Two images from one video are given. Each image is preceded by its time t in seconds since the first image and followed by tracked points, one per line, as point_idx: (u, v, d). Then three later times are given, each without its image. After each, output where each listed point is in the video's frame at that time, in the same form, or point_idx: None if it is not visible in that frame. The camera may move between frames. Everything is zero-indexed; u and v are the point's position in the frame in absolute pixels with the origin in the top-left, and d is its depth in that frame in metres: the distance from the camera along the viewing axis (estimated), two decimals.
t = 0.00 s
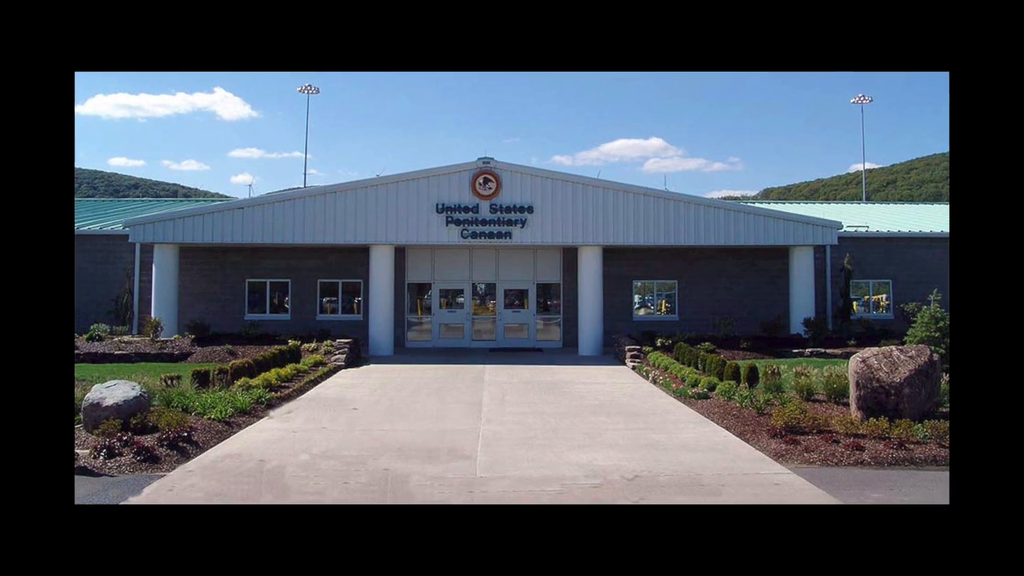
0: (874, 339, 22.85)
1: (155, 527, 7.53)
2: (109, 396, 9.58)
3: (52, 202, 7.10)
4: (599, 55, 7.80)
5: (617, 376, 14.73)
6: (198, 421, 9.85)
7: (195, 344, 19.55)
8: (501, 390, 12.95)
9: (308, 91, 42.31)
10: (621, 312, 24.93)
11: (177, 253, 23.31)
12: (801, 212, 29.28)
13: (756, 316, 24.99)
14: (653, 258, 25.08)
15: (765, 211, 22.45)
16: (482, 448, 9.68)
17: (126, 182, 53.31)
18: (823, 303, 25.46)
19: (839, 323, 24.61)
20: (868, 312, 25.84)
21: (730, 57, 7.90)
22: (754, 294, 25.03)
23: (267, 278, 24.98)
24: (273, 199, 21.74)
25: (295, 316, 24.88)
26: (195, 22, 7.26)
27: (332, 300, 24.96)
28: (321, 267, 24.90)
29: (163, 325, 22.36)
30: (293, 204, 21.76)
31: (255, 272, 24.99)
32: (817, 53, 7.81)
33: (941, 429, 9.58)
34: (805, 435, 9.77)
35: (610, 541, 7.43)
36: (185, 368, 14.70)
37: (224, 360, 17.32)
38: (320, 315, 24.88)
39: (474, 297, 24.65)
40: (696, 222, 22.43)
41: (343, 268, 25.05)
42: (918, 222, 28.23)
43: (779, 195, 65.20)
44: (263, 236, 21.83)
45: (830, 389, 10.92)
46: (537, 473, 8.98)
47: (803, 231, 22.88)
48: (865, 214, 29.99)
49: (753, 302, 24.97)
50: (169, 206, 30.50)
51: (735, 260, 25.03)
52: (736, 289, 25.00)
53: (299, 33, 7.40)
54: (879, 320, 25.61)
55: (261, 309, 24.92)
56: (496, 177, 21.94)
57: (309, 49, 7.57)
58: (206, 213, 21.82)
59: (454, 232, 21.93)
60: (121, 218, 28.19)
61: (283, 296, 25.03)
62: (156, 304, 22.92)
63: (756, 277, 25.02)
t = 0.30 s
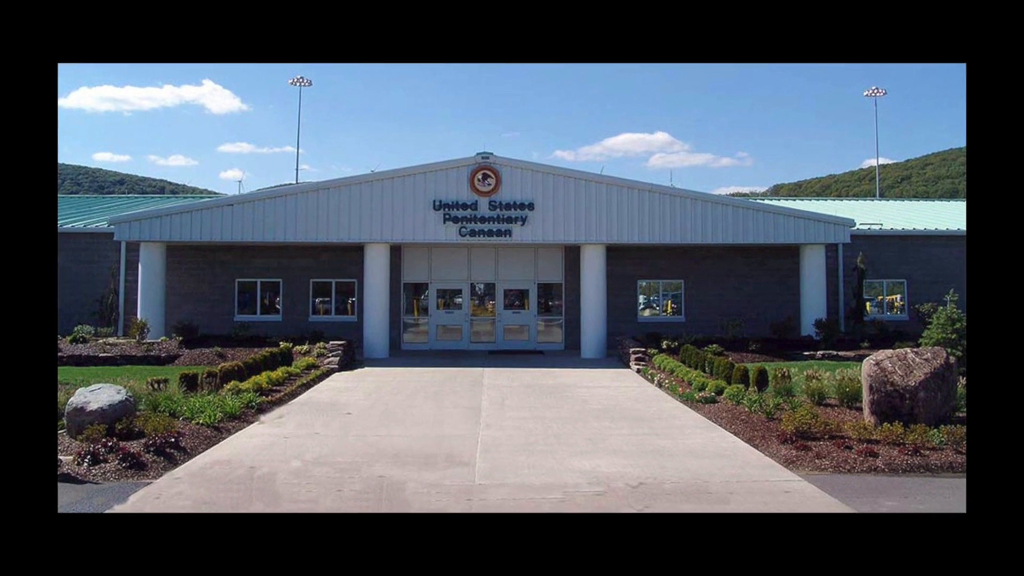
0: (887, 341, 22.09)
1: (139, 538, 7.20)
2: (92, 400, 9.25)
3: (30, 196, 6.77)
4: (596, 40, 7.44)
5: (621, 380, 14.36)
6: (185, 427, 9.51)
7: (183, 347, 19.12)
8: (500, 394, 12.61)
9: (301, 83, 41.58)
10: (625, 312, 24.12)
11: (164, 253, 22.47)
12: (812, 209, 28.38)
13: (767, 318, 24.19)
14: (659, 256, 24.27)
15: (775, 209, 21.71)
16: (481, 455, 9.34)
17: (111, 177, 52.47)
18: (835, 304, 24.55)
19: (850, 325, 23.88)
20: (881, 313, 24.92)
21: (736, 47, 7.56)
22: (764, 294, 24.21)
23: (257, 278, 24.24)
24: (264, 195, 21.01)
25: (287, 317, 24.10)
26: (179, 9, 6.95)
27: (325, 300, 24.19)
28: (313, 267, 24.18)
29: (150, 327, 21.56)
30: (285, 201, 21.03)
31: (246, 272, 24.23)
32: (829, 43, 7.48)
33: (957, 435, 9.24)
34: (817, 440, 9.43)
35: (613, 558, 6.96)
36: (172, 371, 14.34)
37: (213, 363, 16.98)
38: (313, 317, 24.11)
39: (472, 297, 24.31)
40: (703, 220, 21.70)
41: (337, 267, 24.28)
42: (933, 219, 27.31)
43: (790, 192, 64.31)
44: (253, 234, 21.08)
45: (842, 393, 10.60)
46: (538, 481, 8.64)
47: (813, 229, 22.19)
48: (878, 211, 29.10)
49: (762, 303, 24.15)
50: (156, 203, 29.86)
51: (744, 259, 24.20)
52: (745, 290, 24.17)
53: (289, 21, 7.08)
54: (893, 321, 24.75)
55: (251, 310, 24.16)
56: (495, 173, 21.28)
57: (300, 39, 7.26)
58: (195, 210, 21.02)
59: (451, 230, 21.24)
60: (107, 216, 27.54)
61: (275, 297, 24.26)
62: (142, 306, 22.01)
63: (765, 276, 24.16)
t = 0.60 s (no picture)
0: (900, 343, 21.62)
1: (122, 548, 6.89)
2: (77, 405, 8.96)
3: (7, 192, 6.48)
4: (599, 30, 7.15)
5: (624, 384, 14.02)
6: (173, 432, 9.21)
7: (170, 348, 18.80)
8: (500, 399, 12.28)
9: (295, 78, 41.02)
10: (628, 313, 23.61)
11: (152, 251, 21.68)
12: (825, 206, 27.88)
13: (776, 319, 23.74)
14: (665, 255, 23.77)
15: (786, 206, 21.00)
16: (480, 461, 9.03)
17: (94, 174, 51.84)
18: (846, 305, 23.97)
19: (863, 326, 23.39)
20: (895, 314, 24.33)
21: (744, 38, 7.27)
22: (773, 295, 23.77)
23: (248, 278, 23.50)
24: (254, 192, 20.33)
25: (279, 317, 23.41)
26: None
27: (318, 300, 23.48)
28: (306, 266, 23.46)
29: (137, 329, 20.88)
30: (276, 198, 20.36)
31: (235, 271, 23.48)
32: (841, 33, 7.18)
33: (973, 439, 8.95)
34: (828, 446, 9.11)
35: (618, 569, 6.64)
36: (160, 375, 14.02)
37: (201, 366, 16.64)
38: (305, 318, 23.43)
39: (471, 297, 24.00)
40: (710, 217, 21.04)
41: (330, 267, 23.60)
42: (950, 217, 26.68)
43: (800, 188, 63.89)
44: (243, 232, 20.42)
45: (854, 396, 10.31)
46: (540, 488, 8.32)
47: (827, 228, 21.46)
48: (893, 208, 28.56)
49: (771, 304, 23.72)
50: (144, 201, 29.35)
51: (752, 258, 23.74)
52: (754, 289, 23.72)
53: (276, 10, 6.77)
54: (907, 322, 24.15)
55: (242, 311, 23.46)
56: (495, 169, 20.60)
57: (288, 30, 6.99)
58: (183, 206, 20.34)
59: (449, 228, 20.57)
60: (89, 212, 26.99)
61: (267, 297, 23.47)
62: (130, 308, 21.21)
63: (774, 275, 23.73)
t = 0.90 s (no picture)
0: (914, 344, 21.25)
1: (106, 557, 6.59)
2: (61, 409, 8.68)
3: None
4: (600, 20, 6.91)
5: (628, 387, 13.70)
6: (161, 437, 8.92)
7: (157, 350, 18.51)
8: (499, 403, 11.99)
9: (287, 70, 40.36)
10: (632, 314, 23.33)
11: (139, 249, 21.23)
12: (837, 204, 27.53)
13: (786, 320, 23.38)
14: (671, 255, 23.48)
15: (794, 202, 20.67)
16: (479, 467, 8.74)
17: (78, 169, 51.66)
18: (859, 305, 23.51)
19: (876, 328, 23.02)
20: (909, 314, 23.97)
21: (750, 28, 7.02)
22: (783, 295, 23.42)
23: (238, 277, 23.04)
24: (246, 188, 20.03)
25: (269, 320, 22.91)
26: None
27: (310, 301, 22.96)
28: (298, 265, 22.93)
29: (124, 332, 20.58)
30: (269, 194, 20.06)
31: (225, 270, 23.02)
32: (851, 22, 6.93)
33: (990, 445, 8.66)
34: (840, 452, 8.82)
35: None
36: (147, 378, 13.72)
37: (189, 369, 16.37)
38: (298, 318, 22.91)
39: (470, 298, 23.70)
40: (714, 214, 20.66)
41: (323, 266, 23.02)
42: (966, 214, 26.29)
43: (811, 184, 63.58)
44: (234, 229, 20.09)
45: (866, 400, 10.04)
46: (541, 496, 8.03)
47: (837, 225, 21.02)
48: (907, 205, 28.16)
49: (781, 305, 23.37)
50: (130, 198, 28.97)
51: (760, 257, 23.42)
52: (762, 290, 23.39)
53: None
54: (921, 323, 23.75)
55: (231, 312, 22.96)
56: (494, 165, 20.33)
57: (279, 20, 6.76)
58: (171, 203, 20.04)
59: (447, 225, 20.26)
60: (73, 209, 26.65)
61: (258, 297, 23.01)
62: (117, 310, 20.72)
63: (784, 275, 23.40)
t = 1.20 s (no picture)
0: (929, 346, 20.92)
1: (90, 566, 6.30)
2: (45, 414, 8.43)
3: None
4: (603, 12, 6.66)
5: (632, 391, 13.41)
6: (149, 443, 8.66)
7: (145, 353, 18.27)
8: (499, 407, 11.72)
9: (278, 63, 39.93)
10: (635, 315, 23.05)
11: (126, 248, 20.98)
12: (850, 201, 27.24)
13: (796, 322, 23.08)
14: (675, 254, 23.21)
15: (804, 199, 20.38)
16: (478, 473, 8.48)
17: (64, 166, 51.44)
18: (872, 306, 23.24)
19: (890, 330, 22.69)
20: (923, 315, 23.66)
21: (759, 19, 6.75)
22: (792, 296, 23.13)
23: (228, 277, 22.71)
24: (237, 185, 19.76)
25: (261, 321, 22.66)
26: None
27: (303, 302, 22.67)
28: (291, 265, 22.66)
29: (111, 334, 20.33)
30: (261, 190, 19.79)
31: (215, 270, 22.71)
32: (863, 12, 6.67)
33: (1007, 451, 8.40)
34: (851, 458, 8.54)
35: None
36: (134, 381, 13.47)
37: (178, 371, 16.12)
38: (291, 319, 22.64)
39: (468, 298, 23.43)
40: (720, 211, 20.37)
41: (316, 266, 22.77)
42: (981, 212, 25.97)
43: (822, 180, 63.35)
44: (224, 227, 19.79)
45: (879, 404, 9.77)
46: (542, 503, 7.75)
47: (849, 223, 20.66)
48: (920, 202, 27.84)
49: (790, 305, 23.08)
50: (116, 194, 28.65)
51: (770, 256, 23.15)
52: (771, 290, 23.10)
53: None
54: (935, 324, 23.46)
55: (222, 313, 22.66)
56: (494, 160, 20.05)
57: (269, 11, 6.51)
58: (159, 200, 19.76)
59: (444, 222, 19.99)
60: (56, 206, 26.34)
61: (249, 297, 22.73)
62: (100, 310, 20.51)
63: (793, 274, 23.11)
